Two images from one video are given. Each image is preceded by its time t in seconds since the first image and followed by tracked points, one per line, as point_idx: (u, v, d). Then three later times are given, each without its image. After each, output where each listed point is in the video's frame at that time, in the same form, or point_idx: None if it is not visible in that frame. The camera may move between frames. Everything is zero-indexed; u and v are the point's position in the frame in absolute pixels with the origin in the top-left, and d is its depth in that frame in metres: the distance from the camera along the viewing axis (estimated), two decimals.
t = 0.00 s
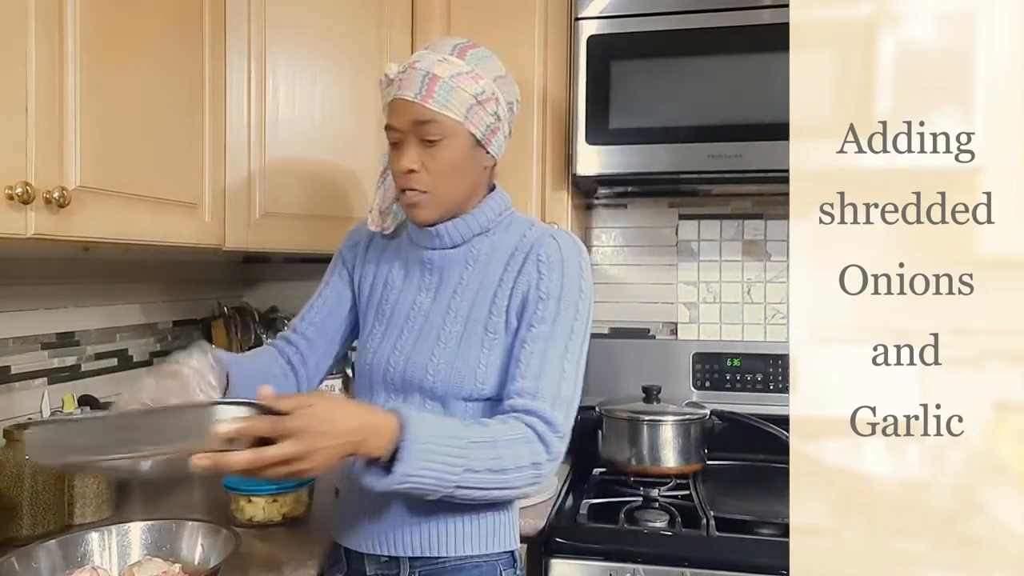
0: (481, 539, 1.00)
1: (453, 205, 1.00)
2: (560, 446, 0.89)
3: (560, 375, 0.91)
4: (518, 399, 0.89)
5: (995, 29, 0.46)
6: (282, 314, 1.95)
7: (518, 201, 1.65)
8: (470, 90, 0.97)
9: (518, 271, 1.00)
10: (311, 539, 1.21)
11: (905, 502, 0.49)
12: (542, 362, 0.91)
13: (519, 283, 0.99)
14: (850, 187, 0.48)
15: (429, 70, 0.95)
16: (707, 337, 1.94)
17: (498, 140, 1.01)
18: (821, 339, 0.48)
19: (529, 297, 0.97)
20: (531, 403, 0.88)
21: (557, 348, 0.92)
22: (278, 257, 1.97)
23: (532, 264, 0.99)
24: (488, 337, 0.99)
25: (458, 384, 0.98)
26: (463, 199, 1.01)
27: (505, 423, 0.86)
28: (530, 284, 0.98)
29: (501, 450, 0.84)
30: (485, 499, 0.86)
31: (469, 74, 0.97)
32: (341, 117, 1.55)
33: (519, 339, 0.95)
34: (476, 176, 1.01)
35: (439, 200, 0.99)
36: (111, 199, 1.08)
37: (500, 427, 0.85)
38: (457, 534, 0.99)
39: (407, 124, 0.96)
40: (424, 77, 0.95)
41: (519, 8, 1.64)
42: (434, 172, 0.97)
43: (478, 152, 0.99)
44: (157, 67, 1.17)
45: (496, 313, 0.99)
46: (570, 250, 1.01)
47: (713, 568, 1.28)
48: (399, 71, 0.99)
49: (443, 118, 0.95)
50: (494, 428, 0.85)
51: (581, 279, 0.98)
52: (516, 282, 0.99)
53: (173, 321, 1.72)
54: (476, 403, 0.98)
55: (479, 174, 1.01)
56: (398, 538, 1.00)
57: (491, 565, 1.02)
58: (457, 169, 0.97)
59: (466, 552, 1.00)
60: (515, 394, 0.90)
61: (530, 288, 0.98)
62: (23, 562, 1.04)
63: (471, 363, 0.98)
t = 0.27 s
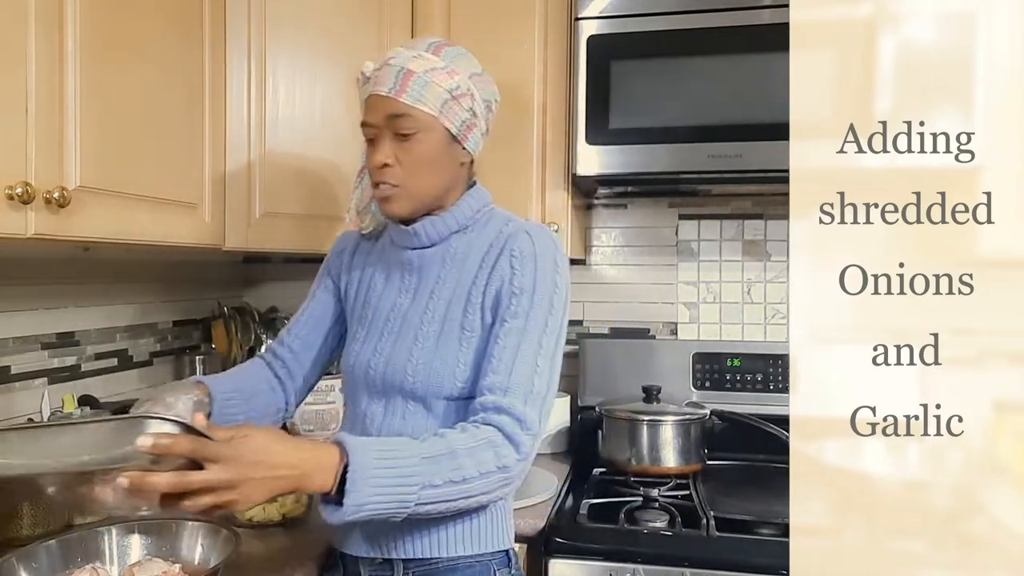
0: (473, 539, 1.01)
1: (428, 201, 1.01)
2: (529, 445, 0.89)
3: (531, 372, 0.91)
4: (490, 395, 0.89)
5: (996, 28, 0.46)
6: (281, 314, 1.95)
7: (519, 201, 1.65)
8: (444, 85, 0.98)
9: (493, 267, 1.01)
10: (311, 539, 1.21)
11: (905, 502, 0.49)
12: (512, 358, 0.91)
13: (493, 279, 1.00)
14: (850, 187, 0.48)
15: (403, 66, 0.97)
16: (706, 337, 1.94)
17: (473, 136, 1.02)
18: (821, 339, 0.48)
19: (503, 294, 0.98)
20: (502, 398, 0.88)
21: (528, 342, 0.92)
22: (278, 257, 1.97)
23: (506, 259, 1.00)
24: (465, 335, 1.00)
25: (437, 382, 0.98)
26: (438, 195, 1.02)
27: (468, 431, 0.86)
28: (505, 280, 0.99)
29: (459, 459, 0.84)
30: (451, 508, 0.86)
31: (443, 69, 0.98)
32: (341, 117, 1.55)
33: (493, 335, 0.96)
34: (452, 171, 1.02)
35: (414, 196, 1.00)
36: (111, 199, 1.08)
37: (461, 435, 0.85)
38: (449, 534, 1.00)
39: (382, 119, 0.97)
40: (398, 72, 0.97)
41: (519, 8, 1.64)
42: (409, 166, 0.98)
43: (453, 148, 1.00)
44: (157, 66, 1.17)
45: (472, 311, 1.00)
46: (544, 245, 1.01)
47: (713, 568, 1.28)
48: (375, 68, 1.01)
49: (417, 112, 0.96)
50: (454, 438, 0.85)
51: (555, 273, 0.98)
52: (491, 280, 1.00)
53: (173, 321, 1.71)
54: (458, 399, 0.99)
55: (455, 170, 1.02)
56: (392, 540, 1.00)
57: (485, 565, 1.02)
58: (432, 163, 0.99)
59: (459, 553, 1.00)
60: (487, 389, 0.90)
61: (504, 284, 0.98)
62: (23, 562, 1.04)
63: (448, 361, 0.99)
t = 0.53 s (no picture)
0: (465, 539, 1.01)
1: (401, 202, 1.01)
2: (510, 440, 0.89)
3: (509, 369, 0.91)
4: (467, 395, 0.89)
5: (996, 28, 0.46)
6: (281, 314, 1.95)
7: (519, 202, 1.65)
8: (405, 85, 0.98)
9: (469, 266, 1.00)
10: (310, 539, 1.21)
11: (905, 502, 0.49)
12: (488, 356, 0.91)
13: (468, 278, 0.99)
14: (850, 187, 0.48)
15: (363, 69, 0.97)
16: (706, 337, 1.94)
17: (442, 133, 1.02)
18: (822, 339, 0.48)
19: (478, 292, 0.97)
20: (480, 396, 0.89)
21: (503, 339, 0.92)
22: (278, 257, 1.97)
23: (479, 256, 1.00)
24: (444, 336, 1.00)
25: (418, 384, 0.99)
26: (411, 195, 1.01)
27: (446, 429, 0.86)
28: (479, 277, 0.98)
29: (436, 456, 0.84)
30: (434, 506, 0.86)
31: (403, 69, 0.98)
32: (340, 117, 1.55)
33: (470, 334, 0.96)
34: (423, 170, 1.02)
35: (386, 199, 1.00)
36: (111, 199, 1.08)
37: (438, 433, 0.85)
38: (440, 534, 1.00)
39: (346, 125, 0.98)
40: (359, 76, 0.97)
41: (520, 8, 1.64)
42: (377, 169, 0.98)
43: (421, 147, 1.00)
44: (157, 67, 1.17)
45: (450, 311, 1.00)
46: (519, 238, 1.00)
47: (713, 568, 1.28)
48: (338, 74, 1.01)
49: (380, 114, 0.96)
50: (432, 436, 0.85)
51: (530, 266, 0.97)
52: (466, 278, 1.00)
53: (173, 321, 1.72)
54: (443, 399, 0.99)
55: (426, 168, 1.02)
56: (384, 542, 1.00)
57: (478, 564, 1.02)
58: (401, 164, 0.98)
59: (452, 552, 1.00)
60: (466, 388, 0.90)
61: (480, 280, 0.98)
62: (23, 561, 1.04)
63: (428, 363, 0.99)
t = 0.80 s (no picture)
0: (465, 539, 1.01)
1: (392, 203, 1.01)
2: (503, 432, 0.89)
3: (502, 362, 0.91)
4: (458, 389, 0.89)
5: (996, 28, 0.46)
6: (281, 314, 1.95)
7: (519, 202, 1.66)
8: (387, 86, 0.97)
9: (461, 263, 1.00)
10: (309, 539, 1.21)
11: (905, 502, 0.49)
12: (482, 350, 0.91)
13: (460, 275, 0.99)
14: (850, 187, 0.48)
15: (345, 73, 0.97)
16: (706, 337, 1.94)
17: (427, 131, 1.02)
18: (821, 339, 0.48)
19: (471, 287, 0.97)
20: (473, 389, 0.88)
21: (496, 332, 0.92)
22: (278, 257, 1.97)
23: (470, 253, 1.00)
24: (438, 334, 1.00)
25: (414, 382, 0.99)
26: (400, 196, 1.01)
27: (437, 421, 0.86)
28: (471, 274, 0.98)
29: (428, 447, 0.83)
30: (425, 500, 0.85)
31: (385, 70, 0.97)
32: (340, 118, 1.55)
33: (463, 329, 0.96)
34: (410, 170, 1.02)
35: (376, 200, 1.00)
36: (111, 199, 1.08)
37: (430, 425, 0.85)
38: (439, 534, 1.00)
39: (332, 130, 0.98)
40: (341, 80, 0.97)
41: (520, 8, 1.64)
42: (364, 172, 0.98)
43: (407, 148, 1.00)
44: (156, 66, 1.17)
45: (443, 309, 1.00)
46: (510, 234, 1.00)
47: (714, 569, 1.28)
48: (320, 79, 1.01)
49: (364, 117, 0.96)
50: (422, 429, 0.84)
51: (521, 260, 0.97)
52: (458, 275, 1.00)
53: (173, 321, 1.72)
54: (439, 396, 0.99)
55: (414, 168, 1.02)
56: (385, 544, 1.00)
57: (477, 565, 1.02)
58: (388, 165, 0.98)
59: (450, 553, 1.00)
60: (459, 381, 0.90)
61: (472, 275, 0.98)
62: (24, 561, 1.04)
63: (423, 361, 0.99)
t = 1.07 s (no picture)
0: (465, 538, 1.01)
1: (393, 204, 1.01)
2: (502, 428, 0.88)
3: (502, 358, 0.91)
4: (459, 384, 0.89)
5: (995, 28, 0.46)
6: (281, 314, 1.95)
7: (519, 201, 1.66)
8: (384, 89, 0.97)
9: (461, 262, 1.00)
10: (309, 539, 1.21)
11: (905, 502, 0.49)
12: (482, 346, 0.91)
13: (460, 273, 0.99)
14: (850, 187, 0.48)
15: (342, 76, 0.96)
16: (706, 337, 1.94)
17: (424, 133, 1.01)
18: (821, 339, 0.48)
19: (470, 285, 0.97)
20: (473, 385, 0.88)
21: (496, 328, 0.92)
22: (278, 257, 1.97)
23: (470, 252, 1.00)
24: (438, 333, 1.00)
25: (415, 382, 0.99)
26: (401, 197, 1.02)
27: (436, 415, 0.86)
28: (471, 272, 0.98)
29: (427, 438, 0.83)
30: (423, 494, 0.85)
31: (381, 73, 0.97)
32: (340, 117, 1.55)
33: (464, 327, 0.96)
34: (409, 170, 1.01)
35: (377, 202, 1.00)
36: (111, 199, 1.08)
37: (430, 418, 0.85)
38: (439, 534, 1.00)
39: (329, 133, 0.97)
40: (338, 83, 0.96)
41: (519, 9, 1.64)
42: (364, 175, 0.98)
43: (405, 149, 1.00)
44: (156, 66, 1.17)
45: (443, 307, 1.00)
46: (510, 232, 1.00)
47: (714, 569, 1.28)
48: (316, 82, 1.00)
49: (360, 121, 0.96)
50: (421, 421, 0.85)
51: (521, 258, 0.97)
52: (458, 273, 1.00)
53: (173, 321, 1.72)
54: (439, 395, 0.99)
55: (412, 169, 1.02)
56: (385, 544, 1.00)
57: (476, 565, 1.02)
58: (387, 167, 0.98)
59: (450, 553, 1.00)
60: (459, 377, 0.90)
61: (471, 272, 0.98)
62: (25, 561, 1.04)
63: (424, 361, 0.99)
